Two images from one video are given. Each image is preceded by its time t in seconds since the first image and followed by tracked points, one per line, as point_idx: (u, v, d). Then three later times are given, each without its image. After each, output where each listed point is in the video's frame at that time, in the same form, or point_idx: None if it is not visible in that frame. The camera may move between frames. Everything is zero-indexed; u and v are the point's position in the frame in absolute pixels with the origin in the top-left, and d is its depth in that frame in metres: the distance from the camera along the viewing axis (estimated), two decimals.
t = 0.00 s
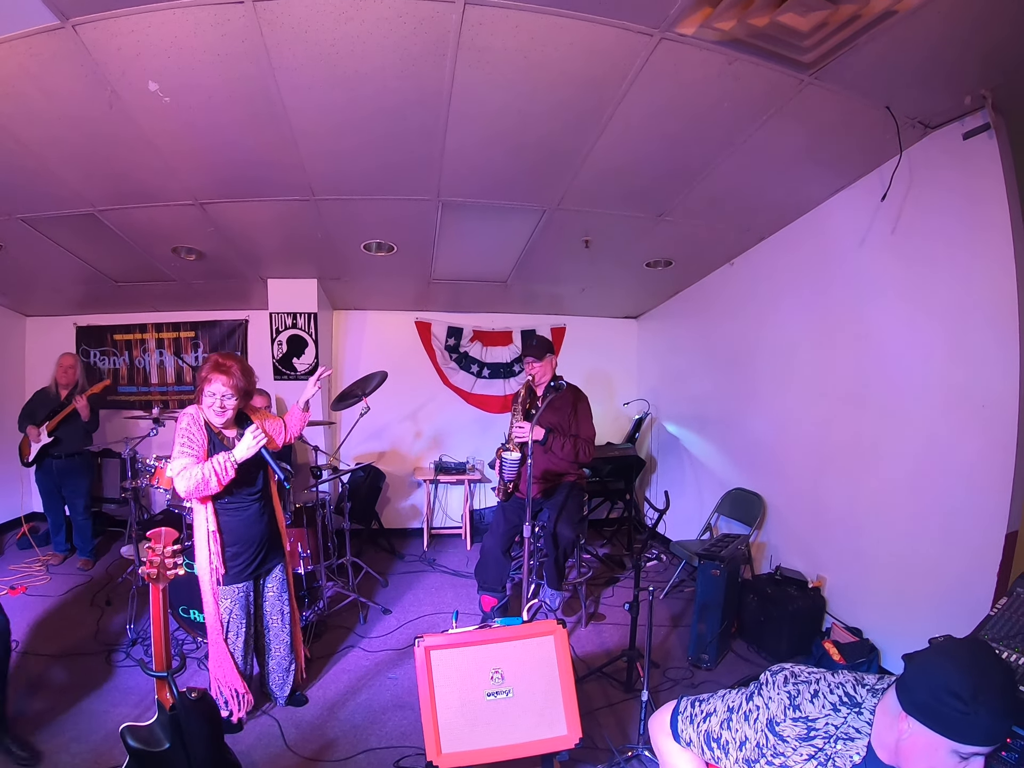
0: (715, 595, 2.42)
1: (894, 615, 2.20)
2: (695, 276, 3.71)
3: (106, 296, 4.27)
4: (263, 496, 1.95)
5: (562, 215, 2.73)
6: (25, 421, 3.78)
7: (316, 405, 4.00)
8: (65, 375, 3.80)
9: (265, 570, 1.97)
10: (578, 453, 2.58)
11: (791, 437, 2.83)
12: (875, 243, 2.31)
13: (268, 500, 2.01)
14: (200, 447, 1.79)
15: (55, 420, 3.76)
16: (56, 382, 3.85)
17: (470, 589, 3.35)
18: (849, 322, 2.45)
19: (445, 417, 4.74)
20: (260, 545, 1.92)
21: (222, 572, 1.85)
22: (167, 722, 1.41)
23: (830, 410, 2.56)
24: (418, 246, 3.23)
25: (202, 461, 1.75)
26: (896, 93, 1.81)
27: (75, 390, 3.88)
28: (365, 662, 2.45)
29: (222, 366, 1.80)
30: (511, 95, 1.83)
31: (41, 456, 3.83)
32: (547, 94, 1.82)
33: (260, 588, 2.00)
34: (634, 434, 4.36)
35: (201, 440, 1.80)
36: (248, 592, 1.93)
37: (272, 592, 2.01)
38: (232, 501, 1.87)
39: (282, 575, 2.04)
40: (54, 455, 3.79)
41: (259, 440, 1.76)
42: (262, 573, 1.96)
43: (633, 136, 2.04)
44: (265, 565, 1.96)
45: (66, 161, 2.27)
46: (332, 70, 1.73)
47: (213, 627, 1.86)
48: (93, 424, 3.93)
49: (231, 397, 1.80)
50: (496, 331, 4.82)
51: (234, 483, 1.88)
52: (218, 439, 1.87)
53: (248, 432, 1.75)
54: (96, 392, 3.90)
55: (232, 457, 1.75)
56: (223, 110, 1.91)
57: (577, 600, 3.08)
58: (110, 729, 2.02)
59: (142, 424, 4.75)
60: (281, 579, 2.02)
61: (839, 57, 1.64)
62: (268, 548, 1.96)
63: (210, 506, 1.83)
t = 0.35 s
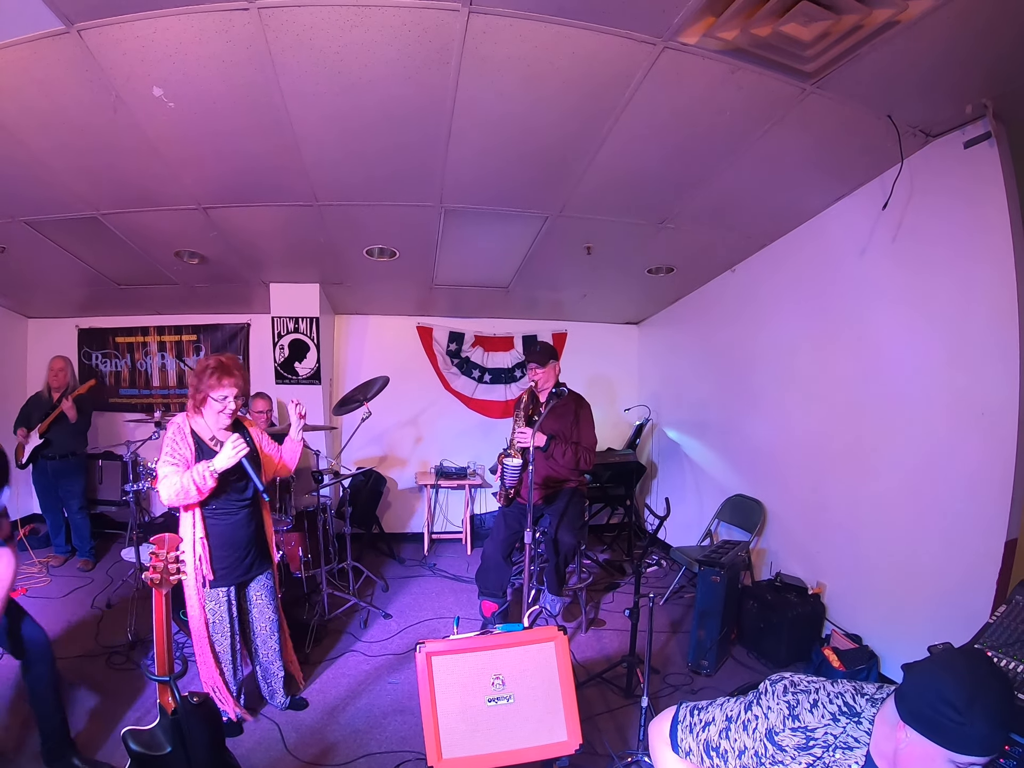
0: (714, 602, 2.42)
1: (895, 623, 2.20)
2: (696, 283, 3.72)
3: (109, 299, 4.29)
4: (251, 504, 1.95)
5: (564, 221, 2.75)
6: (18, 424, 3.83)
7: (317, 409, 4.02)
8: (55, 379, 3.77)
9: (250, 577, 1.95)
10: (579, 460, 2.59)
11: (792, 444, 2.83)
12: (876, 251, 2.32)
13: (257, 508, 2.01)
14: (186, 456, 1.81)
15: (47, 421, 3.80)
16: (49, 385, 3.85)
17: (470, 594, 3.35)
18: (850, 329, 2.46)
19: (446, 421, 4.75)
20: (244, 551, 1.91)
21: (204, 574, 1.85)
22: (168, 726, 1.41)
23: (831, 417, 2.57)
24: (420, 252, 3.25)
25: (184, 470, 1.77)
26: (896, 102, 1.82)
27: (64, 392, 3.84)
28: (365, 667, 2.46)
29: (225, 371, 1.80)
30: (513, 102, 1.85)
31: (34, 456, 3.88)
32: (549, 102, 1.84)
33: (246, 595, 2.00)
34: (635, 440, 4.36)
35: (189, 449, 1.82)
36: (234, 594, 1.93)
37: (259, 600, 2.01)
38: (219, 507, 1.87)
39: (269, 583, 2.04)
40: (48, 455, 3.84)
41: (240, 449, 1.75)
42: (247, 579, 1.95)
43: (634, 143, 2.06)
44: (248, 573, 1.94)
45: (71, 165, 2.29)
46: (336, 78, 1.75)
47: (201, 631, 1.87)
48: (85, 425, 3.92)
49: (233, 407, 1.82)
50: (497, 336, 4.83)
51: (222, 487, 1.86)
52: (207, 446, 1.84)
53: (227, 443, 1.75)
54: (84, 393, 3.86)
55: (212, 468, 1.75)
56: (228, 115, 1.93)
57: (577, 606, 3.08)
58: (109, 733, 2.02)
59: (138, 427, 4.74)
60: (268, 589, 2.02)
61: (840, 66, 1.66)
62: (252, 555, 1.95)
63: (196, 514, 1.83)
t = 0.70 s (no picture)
0: (718, 602, 2.42)
1: (899, 623, 2.19)
2: (698, 283, 3.71)
3: (112, 299, 4.30)
4: (236, 513, 1.90)
5: (566, 221, 2.74)
6: (15, 423, 3.82)
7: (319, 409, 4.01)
8: (52, 379, 3.80)
9: (237, 581, 1.91)
10: (583, 461, 2.56)
11: (795, 444, 2.82)
12: (879, 251, 2.31)
13: (245, 515, 1.97)
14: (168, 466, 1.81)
15: (44, 421, 3.81)
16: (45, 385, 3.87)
17: (473, 594, 3.34)
18: (853, 329, 2.45)
19: (448, 421, 4.75)
20: (227, 557, 1.87)
21: (189, 575, 1.83)
22: (171, 725, 1.42)
23: (835, 417, 2.56)
24: (422, 251, 3.25)
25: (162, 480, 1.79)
26: (900, 100, 1.82)
27: (61, 392, 3.87)
28: (368, 667, 2.45)
29: (220, 376, 1.78)
30: (516, 101, 1.84)
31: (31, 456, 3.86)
32: (552, 101, 1.84)
33: (240, 597, 1.97)
34: (638, 440, 4.35)
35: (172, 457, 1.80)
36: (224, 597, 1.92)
37: (254, 602, 1.98)
38: (202, 513, 1.85)
39: (264, 586, 2.00)
40: (45, 455, 3.83)
41: (203, 461, 1.77)
42: (236, 583, 1.91)
43: (637, 142, 2.05)
44: (234, 578, 1.90)
45: (73, 164, 2.30)
46: (338, 77, 1.75)
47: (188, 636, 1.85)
48: (83, 424, 3.95)
49: (234, 410, 1.80)
50: (499, 336, 4.83)
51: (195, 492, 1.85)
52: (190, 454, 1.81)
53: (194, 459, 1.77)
54: (83, 392, 3.90)
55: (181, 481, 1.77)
56: (230, 114, 1.93)
57: (579, 606, 3.07)
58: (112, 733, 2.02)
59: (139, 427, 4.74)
60: (264, 591, 1.99)
61: (844, 65, 1.65)
62: (239, 560, 1.91)
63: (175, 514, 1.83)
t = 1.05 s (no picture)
0: (718, 601, 2.41)
1: (900, 622, 2.19)
2: (698, 283, 3.71)
3: (112, 299, 4.30)
4: (236, 510, 1.89)
5: (566, 221, 2.74)
6: (14, 425, 3.78)
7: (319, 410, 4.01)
8: (49, 379, 3.78)
9: (238, 576, 1.92)
10: (584, 461, 2.55)
11: (796, 444, 2.82)
12: (879, 250, 2.31)
13: (246, 509, 1.95)
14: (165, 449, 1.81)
15: (44, 420, 3.80)
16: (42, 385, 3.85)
17: (473, 595, 3.34)
18: (853, 329, 2.45)
19: (448, 422, 4.75)
20: (228, 555, 1.87)
21: (190, 573, 1.83)
22: (171, 726, 1.42)
23: (836, 417, 2.55)
24: (423, 252, 3.25)
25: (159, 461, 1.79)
26: (900, 99, 1.81)
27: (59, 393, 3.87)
28: (368, 667, 2.45)
29: (235, 373, 1.81)
30: (516, 101, 1.84)
31: (31, 457, 3.87)
32: (552, 101, 1.84)
33: (240, 592, 1.97)
34: (638, 440, 4.35)
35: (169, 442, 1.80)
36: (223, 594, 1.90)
37: (254, 597, 1.97)
38: (200, 512, 1.84)
39: (265, 581, 1.99)
40: (45, 455, 3.85)
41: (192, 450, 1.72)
42: (237, 578, 1.92)
43: (637, 143, 2.05)
44: (237, 573, 1.91)
45: (73, 165, 2.30)
46: (338, 78, 1.75)
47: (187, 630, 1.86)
48: (84, 420, 3.98)
49: (244, 407, 1.82)
50: (500, 337, 4.83)
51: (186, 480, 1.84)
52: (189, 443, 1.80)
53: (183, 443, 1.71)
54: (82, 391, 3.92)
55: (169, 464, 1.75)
56: (230, 115, 1.93)
57: (580, 606, 3.07)
58: (113, 733, 2.02)
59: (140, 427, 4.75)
60: (264, 587, 1.98)
61: (844, 64, 1.65)
62: (241, 556, 1.92)
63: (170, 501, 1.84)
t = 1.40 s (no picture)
0: (718, 600, 2.41)
1: (900, 621, 2.19)
2: (697, 281, 3.71)
3: (110, 300, 4.30)
4: (267, 512, 1.93)
5: (565, 220, 2.74)
6: (12, 427, 3.78)
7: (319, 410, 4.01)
8: (48, 380, 3.80)
9: (265, 579, 1.94)
10: (583, 460, 2.55)
11: (796, 443, 2.82)
12: (878, 248, 2.30)
13: (275, 512, 1.99)
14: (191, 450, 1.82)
15: (44, 422, 3.81)
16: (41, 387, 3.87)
17: (473, 595, 3.33)
18: (852, 328, 2.45)
19: (448, 421, 4.75)
20: (258, 557, 1.90)
21: (222, 576, 1.86)
22: (169, 728, 1.41)
23: (836, 416, 2.55)
24: (422, 251, 3.24)
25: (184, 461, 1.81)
26: (899, 97, 1.81)
27: (59, 393, 3.89)
28: (368, 667, 2.45)
29: (268, 376, 1.87)
30: (514, 100, 1.84)
31: (31, 459, 3.87)
32: (551, 100, 1.84)
33: (263, 594, 1.99)
34: (638, 439, 4.35)
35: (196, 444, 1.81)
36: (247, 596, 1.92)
37: (277, 600, 2.00)
38: (233, 514, 1.87)
39: (287, 584, 2.02)
40: (44, 457, 3.83)
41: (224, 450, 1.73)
42: (264, 580, 1.94)
43: (636, 142, 2.05)
44: (265, 576, 1.94)
45: (70, 165, 2.29)
46: (335, 77, 1.74)
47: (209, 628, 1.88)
48: (83, 422, 3.99)
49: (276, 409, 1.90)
50: (499, 336, 4.83)
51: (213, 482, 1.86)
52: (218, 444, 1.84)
53: (214, 445, 1.73)
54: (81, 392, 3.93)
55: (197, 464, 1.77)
56: (227, 114, 1.92)
57: (580, 605, 3.07)
58: (113, 734, 2.02)
59: (140, 428, 4.75)
60: (287, 590, 2.00)
61: (842, 62, 1.65)
62: (270, 559, 1.94)
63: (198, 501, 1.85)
